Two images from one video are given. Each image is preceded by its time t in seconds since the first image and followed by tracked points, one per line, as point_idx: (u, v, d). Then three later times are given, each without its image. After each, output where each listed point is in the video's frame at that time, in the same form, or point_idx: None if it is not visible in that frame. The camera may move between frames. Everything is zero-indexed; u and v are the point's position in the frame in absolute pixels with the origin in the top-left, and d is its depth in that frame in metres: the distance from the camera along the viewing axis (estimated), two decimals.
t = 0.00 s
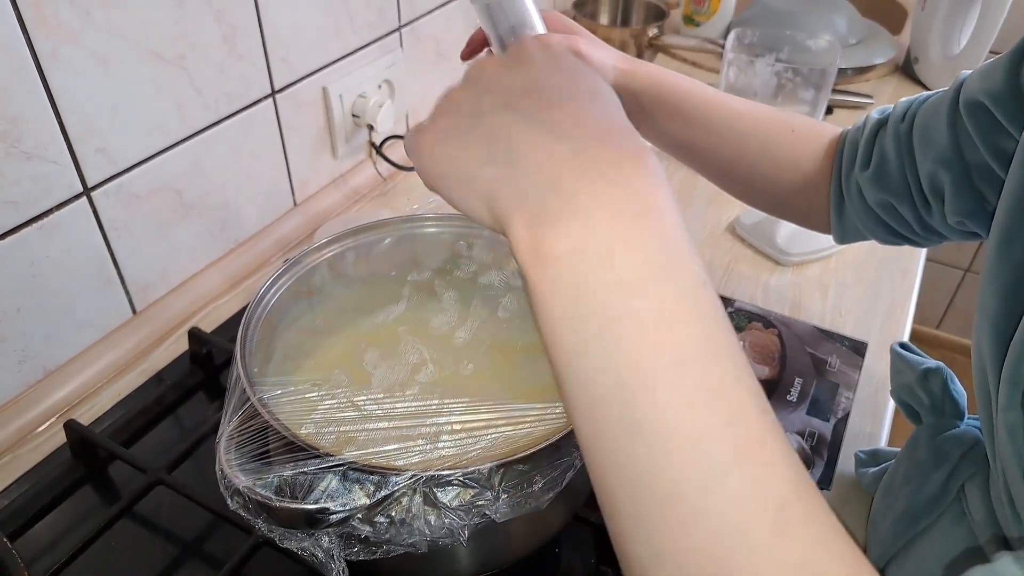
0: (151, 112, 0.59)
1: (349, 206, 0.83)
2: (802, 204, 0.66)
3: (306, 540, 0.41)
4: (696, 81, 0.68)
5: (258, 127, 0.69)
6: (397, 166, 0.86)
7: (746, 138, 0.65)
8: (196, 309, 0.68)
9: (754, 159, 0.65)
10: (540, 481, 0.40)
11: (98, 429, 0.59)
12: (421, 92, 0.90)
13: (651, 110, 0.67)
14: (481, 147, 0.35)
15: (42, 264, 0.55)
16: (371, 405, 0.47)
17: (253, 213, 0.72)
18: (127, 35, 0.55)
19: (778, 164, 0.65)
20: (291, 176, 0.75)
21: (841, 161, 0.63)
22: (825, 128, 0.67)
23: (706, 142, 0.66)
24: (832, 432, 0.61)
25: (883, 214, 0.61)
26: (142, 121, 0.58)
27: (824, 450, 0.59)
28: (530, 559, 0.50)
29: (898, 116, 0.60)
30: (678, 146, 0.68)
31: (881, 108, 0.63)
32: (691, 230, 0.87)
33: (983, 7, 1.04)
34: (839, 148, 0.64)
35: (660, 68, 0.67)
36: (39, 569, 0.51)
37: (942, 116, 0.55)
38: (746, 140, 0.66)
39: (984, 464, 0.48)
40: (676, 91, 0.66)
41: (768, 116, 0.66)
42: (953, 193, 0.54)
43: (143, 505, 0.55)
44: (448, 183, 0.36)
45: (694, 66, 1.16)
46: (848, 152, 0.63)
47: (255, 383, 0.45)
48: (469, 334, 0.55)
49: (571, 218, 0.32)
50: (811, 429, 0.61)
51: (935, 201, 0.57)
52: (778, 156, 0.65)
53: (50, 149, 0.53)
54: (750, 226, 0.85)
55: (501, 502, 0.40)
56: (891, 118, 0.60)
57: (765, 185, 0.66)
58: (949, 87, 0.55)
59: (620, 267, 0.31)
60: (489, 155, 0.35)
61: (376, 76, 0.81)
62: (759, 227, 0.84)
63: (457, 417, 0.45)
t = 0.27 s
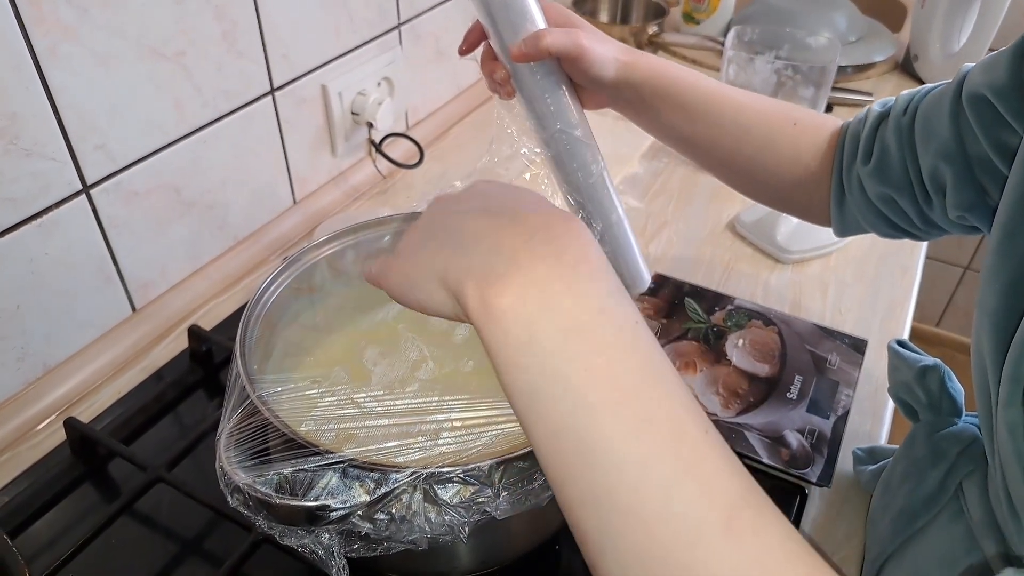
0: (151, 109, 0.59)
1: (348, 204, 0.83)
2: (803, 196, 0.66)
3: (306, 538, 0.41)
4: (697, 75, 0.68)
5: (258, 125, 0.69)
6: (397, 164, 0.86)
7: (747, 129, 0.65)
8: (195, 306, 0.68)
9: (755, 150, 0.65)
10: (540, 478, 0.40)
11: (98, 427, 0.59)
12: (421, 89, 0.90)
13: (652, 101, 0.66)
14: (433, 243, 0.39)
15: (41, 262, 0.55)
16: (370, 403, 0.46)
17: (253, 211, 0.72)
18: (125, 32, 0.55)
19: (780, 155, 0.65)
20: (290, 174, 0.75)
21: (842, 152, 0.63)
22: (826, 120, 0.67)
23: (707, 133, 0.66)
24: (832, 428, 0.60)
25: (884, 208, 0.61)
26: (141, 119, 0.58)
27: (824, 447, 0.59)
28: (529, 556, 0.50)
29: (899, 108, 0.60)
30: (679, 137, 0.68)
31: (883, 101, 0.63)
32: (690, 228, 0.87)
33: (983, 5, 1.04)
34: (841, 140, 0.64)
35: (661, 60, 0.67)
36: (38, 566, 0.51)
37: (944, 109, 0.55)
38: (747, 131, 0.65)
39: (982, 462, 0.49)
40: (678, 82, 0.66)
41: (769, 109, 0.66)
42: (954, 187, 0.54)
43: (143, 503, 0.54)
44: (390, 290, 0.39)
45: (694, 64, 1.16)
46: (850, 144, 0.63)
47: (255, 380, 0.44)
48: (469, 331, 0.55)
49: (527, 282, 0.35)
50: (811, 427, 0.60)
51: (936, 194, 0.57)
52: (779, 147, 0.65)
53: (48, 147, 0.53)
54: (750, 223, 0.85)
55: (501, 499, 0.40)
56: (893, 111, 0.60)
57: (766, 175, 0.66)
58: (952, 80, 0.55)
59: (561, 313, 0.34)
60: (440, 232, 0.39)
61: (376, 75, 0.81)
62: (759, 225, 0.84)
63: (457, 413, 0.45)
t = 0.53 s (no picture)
0: (153, 109, 0.59)
1: (350, 203, 0.83)
2: (804, 200, 0.66)
3: (308, 536, 0.41)
4: (698, 79, 0.68)
5: (260, 124, 0.69)
6: (398, 163, 0.86)
7: (748, 134, 0.66)
8: (197, 305, 0.68)
9: (755, 154, 0.66)
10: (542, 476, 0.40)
11: (99, 425, 0.59)
12: (422, 89, 0.90)
13: (652, 107, 0.67)
14: (436, 297, 0.41)
15: (43, 260, 0.55)
16: (372, 401, 0.46)
17: (254, 210, 0.72)
18: (127, 31, 0.55)
19: (780, 159, 0.65)
20: (292, 173, 0.75)
21: (844, 155, 0.64)
22: (827, 124, 0.67)
23: (707, 137, 0.66)
24: (833, 429, 0.60)
25: (885, 210, 0.61)
26: (143, 118, 0.58)
27: (825, 448, 0.59)
28: (530, 555, 0.50)
29: (901, 110, 0.60)
30: (679, 143, 0.68)
31: (884, 104, 0.63)
32: (692, 228, 0.87)
33: (985, 7, 1.04)
34: (843, 142, 0.64)
35: (660, 65, 0.68)
36: (39, 564, 0.51)
37: (946, 112, 0.55)
38: (747, 136, 0.66)
39: (982, 464, 0.50)
40: (677, 87, 0.66)
41: (770, 113, 0.66)
42: (956, 190, 0.54)
43: (144, 501, 0.54)
44: (387, 341, 0.40)
45: (695, 64, 1.16)
46: (851, 147, 0.63)
47: (257, 378, 0.44)
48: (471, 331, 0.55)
49: (529, 339, 0.38)
50: (812, 428, 0.60)
51: (938, 197, 0.57)
52: (780, 151, 0.65)
53: (50, 145, 0.53)
54: (751, 224, 0.85)
55: (503, 498, 0.40)
56: (894, 114, 0.60)
57: (767, 179, 0.66)
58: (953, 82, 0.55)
59: (560, 368, 0.37)
60: (450, 292, 0.41)
61: (377, 74, 0.81)
62: (760, 225, 0.84)
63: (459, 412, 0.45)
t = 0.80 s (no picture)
0: (150, 108, 0.58)
1: (348, 202, 0.82)
2: (802, 199, 0.66)
3: (305, 536, 0.40)
4: (694, 79, 0.68)
5: (258, 123, 0.69)
6: (397, 162, 0.86)
7: (745, 134, 0.65)
8: (195, 304, 0.68)
9: (753, 154, 0.65)
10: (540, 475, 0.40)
11: (96, 425, 0.59)
12: (421, 87, 0.90)
13: (649, 108, 0.67)
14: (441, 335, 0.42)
15: (40, 259, 0.55)
16: (370, 400, 0.46)
17: (252, 210, 0.72)
18: (124, 29, 0.54)
19: (778, 159, 0.65)
20: (290, 172, 0.75)
21: (842, 154, 0.63)
22: (825, 123, 0.66)
23: (704, 138, 0.66)
24: (832, 427, 0.60)
25: (883, 210, 0.61)
26: (140, 117, 0.58)
27: (824, 446, 0.59)
28: (528, 554, 0.50)
29: (899, 109, 0.59)
30: (676, 143, 0.68)
31: (881, 103, 0.63)
32: (690, 227, 0.86)
33: (984, 5, 1.04)
34: (841, 141, 0.64)
35: (657, 66, 0.67)
36: (37, 565, 0.50)
37: (945, 111, 0.55)
38: (745, 136, 0.65)
39: (983, 465, 0.50)
40: (674, 88, 0.66)
41: (767, 113, 0.66)
42: (955, 189, 0.54)
43: (141, 501, 0.54)
44: (395, 379, 0.41)
45: (694, 63, 1.16)
46: (849, 147, 0.63)
47: (254, 378, 0.44)
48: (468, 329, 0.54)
49: (532, 374, 0.38)
50: (811, 426, 0.60)
51: (937, 196, 0.56)
52: (777, 150, 0.65)
53: (47, 143, 0.53)
54: (750, 223, 0.84)
55: (501, 497, 0.40)
56: (892, 112, 0.60)
57: (765, 179, 0.66)
58: (952, 81, 0.55)
59: (564, 403, 0.37)
60: (456, 332, 0.42)
61: (376, 73, 0.81)
62: (759, 224, 0.84)
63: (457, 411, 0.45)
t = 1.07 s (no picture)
0: (149, 108, 0.58)
1: (347, 202, 0.82)
2: (802, 198, 0.66)
3: (302, 537, 0.40)
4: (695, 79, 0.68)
5: (257, 123, 0.69)
6: (396, 163, 0.86)
7: (744, 133, 0.65)
8: (194, 304, 0.68)
9: (752, 153, 0.65)
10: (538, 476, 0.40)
11: (94, 425, 0.59)
12: (420, 87, 0.90)
13: (649, 107, 0.66)
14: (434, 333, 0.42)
15: (39, 260, 0.55)
16: (367, 401, 0.46)
17: (251, 210, 0.72)
18: (123, 29, 0.54)
19: (777, 158, 0.65)
20: (289, 172, 0.75)
21: (842, 154, 0.63)
22: (826, 123, 0.66)
23: (704, 138, 0.66)
24: (831, 427, 0.60)
25: (884, 210, 0.61)
26: (139, 117, 0.58)
27: (823, 446, 0.59)
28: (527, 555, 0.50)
29: (900, 108, 0.59)
30: (676, 142, 0.67)
31: (881, 103, 0.63)
32: (690, 227, 0.86)
33: (983, 5, 1.04)
34: (841, 141, 0.64)
35: (657, 65, 0.67)
36: (35, 566, 0.50)
37: (945, 110, 0.54)
38: (744, 135, 0.65)
39: (980, 466, 0.50)
40: (674, 87, 0.66)
41: (767, 113, 0.66)
42: (955, 189, 0.54)
43: (139, 501, 0.54)
44: (394, 388, 0.41)
45: (694, 63, 1.16)
46: (850, 147, 0.62)
47: (251, 378, 0.44)
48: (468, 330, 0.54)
49: (529, 375, 0.38)
50: (810, 426, 0.60)
51: (937, 196, 0.56)
52: (777, 150, 0.65)
53: (45, 143, 0.53)
54: (749, 222, 0.84)
55: (499, 497, 0.40)
56: (892, 112, 0.60)
57: (765, 178, 0.66)
58: (952, 80, 0.55)
59: (562, 407, 0.37)
60: (454, 338, 0.42)
61: (375, 73, 0.81)
62: (758, 223, 0.84)
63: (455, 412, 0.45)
